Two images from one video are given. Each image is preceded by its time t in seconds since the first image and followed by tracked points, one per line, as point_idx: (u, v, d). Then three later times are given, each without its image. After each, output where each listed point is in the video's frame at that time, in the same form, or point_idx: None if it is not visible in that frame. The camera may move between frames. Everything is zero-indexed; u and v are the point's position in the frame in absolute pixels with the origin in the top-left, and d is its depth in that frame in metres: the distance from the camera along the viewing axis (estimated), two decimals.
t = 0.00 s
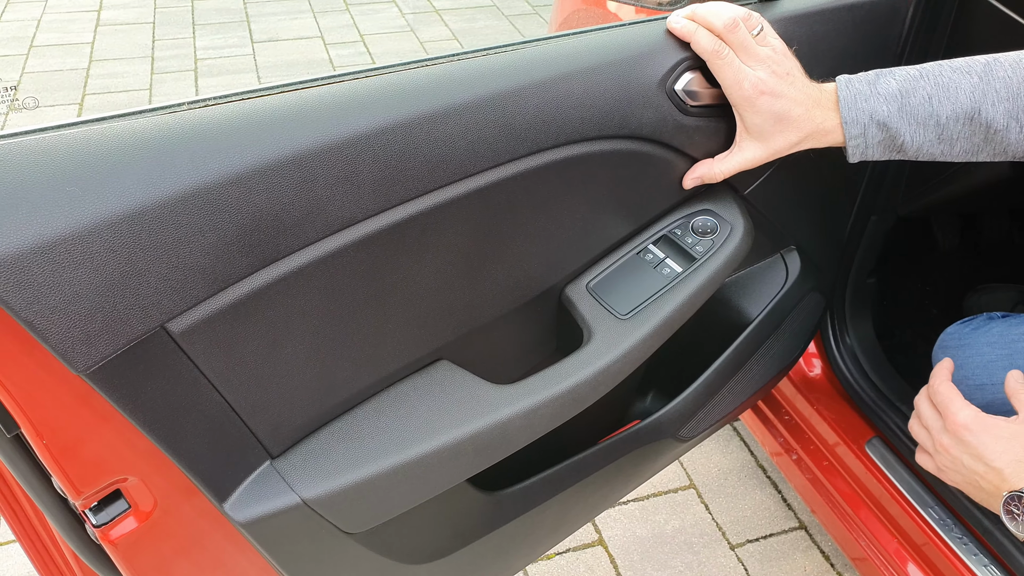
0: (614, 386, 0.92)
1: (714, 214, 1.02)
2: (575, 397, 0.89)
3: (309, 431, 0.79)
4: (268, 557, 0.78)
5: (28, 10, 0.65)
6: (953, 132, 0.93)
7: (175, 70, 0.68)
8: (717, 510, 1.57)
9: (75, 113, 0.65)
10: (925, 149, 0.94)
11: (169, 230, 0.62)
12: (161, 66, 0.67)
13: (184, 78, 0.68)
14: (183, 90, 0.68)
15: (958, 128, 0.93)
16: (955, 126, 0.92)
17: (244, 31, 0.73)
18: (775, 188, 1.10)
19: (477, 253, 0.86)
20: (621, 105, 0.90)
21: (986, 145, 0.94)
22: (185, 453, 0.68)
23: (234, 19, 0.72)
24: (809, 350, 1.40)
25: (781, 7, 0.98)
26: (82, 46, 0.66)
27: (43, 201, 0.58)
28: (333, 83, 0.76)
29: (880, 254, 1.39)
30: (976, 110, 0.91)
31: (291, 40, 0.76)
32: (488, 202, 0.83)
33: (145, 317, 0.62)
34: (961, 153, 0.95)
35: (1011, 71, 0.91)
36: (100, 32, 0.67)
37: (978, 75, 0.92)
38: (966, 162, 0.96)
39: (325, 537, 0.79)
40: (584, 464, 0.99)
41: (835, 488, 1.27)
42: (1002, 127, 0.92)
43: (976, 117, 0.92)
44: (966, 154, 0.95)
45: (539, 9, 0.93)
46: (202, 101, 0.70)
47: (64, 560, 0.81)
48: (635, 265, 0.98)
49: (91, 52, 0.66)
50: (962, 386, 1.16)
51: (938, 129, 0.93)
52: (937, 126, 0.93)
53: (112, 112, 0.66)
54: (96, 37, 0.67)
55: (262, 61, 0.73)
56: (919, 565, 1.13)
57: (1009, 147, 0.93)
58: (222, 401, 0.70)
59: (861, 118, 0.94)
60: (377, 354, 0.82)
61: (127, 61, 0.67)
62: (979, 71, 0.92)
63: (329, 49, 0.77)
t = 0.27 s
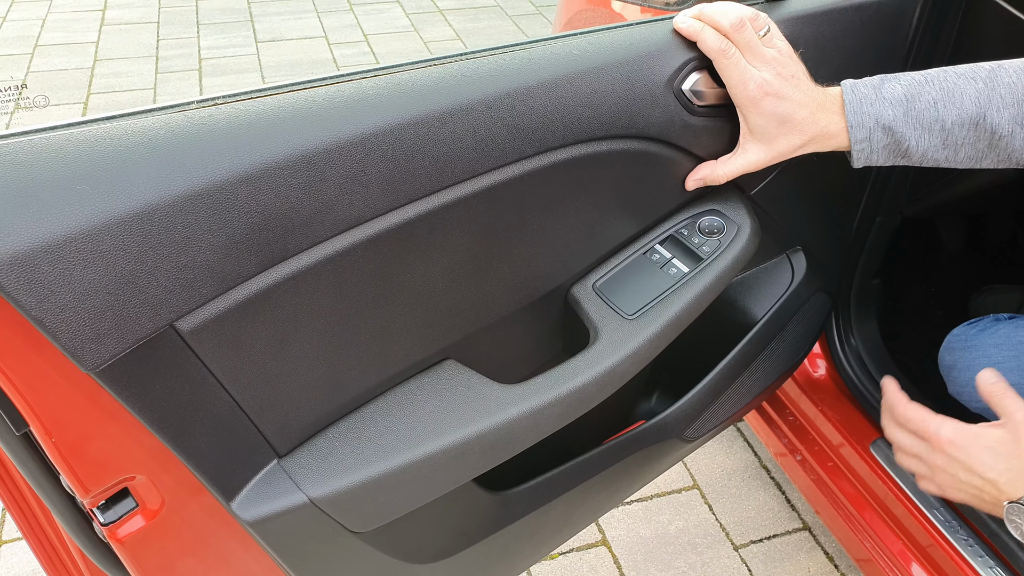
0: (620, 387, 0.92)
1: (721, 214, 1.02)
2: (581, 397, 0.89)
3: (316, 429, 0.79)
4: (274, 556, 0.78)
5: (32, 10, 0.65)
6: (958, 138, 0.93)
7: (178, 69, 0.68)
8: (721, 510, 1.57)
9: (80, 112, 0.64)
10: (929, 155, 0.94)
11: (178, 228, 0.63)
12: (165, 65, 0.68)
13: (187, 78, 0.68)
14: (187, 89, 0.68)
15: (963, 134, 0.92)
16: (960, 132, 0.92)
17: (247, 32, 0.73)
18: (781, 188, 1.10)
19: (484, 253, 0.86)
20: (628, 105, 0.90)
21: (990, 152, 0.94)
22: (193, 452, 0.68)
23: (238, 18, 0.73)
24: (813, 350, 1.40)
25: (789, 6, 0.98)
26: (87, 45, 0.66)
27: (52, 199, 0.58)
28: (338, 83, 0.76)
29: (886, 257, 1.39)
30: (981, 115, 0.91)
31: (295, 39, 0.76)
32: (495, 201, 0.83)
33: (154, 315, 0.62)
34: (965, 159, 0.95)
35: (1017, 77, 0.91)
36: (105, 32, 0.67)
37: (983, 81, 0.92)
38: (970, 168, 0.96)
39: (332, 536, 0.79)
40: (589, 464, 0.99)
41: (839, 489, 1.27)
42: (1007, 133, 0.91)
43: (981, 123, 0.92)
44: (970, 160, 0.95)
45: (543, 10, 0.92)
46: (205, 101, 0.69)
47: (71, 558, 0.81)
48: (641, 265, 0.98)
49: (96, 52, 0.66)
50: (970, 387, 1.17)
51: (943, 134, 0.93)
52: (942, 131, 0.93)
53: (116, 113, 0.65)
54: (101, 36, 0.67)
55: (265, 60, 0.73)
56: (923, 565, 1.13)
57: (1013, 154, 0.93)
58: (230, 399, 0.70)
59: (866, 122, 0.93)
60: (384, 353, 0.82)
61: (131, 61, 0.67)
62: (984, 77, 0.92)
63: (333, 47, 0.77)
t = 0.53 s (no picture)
0: (621, 386, 0.92)
1: (723, 214, 1.02)
2: (582, 396, 0.89)
3: (318, 428, 0.79)
4: (275, 554, 0.78)
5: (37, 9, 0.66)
6: (932, 149, 0.93)
7: (183, 68, 0.68)
8: (723, 511, 1.56)
9: (84, 111, 0.65)
10: (905, 166, 0.94)
11: (181, 226, 0.63)
12: (169, 64, 0.68)
13: (191, 77, 0.68)
14: (191, 88, 0.68)
15: (938, 144, 0.92)
16: (935, 143, 0.92)
17: (252, 31, 0.74)
18: (783, 188, 1.10)
19: (486, 252, 0.86)
20: (630, 105, 0.90)
21: (963, 163, 0.94)
22: (195, 450, 0.68)
23: (242, 18, 0.73)
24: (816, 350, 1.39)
25: (792, 6, 0.98)
26: (92, 44, 0.66)
27: (56, 197, 0.58)
28: (340, 82, 0.76)
29: (888, 256, 1.38)
30: (955, 126, 0.91)
31: (298, 38, 0.76)
32: (496, 201, 0.84)
33: (156, 312, 0.62)
34: (939, 169, 0.95)
35: (989, 87, 0.91)
36: (109, 31, 0.66)
37: (956, 91, 0.92)
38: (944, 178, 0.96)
39: (333, 534, 0.80)
40: (591, 464, 0.99)
41: (841, 489, 1.27)
42: (981, 144, 0.91)
43: (955, 133, 0.91)
44: (944, 170, 0.95)
45: (546, 8, 0.91)
46: (208, 100, 0.70)
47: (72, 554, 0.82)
48: (643, 264, 0.98)
49: (100, 50, 0.66)
50: (971, 388, 1.18)
51: (918, 145, 0.93)
52: (917, 142, 0.92)
53: (117, 111, 0.65)
54: (105, 35, 0.66)
55: (269, 59, 0.73)
56: (924, 565, 1.13)
57: (987, 164, 0.93)
58: (232, 398, 0.70)
59: (843, 133, 0.93)
60: (386, 352, 0.82)
61: (136, 60, 0.66)
62: (957, 87, 0.92)
63: (335, 47, 0.77)
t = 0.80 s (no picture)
0: (620, 385, 0.92)
1: (723, 214, 1.02)
2: (582, 395, 0.89)
3: (317, 425, 0.79)
4: (274, 551, 0.78)
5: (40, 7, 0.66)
6: (915, 149, 0.93)
7: (185, 68, 0.68)
8: (723, 511, 1.56)
9: (88, 109, 0.65)
10: (888, 166, 0.94)
11: (180, 223, 0.63)
12: (172, 63, 0.68)
13: (194, 76, 0.69)
14: (194, 87, 0.69)
15: (921, 144, 0.92)
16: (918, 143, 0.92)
17: (254, 30, 0.73)
18: (784, 188, 1.10)
19: (485, 251, 0.86)
20: (630, 104, 0.90)
21: (945, 162, 0.94)
22: (194, 446, 0.68)
23: (244, 17, 0.73)
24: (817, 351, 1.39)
25: (792, 6, 0.98)
26: (96, 43, 0.65)
27: (57, 194, 0.59)
28: (341, 79, 0.77)
29: (890, 256, 1.37)
30: (938, 126, 0.91)
31: (300, 38, 0.76)
32: (496, 199, 0.84)
33: (156, 309, 0.62)
34: (921, 169, 0.95)
35: (971, 86, 0.91)
36: (114, 30, 0.66)
37: (938, 90, 0.92)
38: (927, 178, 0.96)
39: (332, 531, 0.80)
40: (590, 462, 0.99)
41: (841, 489, 1.26)
42: (964, 143, 0.91)
43: (938, 133, 0.92)
44: (927, 169, 0.95)
45: (549, 9, 0.91)
46: (210, 97, 0.70)
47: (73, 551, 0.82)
48: (643, 263, 0.98)
49: (103, 50, 0.65)
50: (971, 387, 1.17)
51: (901, 145, 0.93)
52: (899, 142, 0.92)
53: (117, 108, 0.66)
54: (109, 35, 0.66)
55: (272, 58, 0.73)
56: (926, 566, 1.13)
57: (969, 163, 0.93)
58: (231, 395, 0.71)
59: (826, 133, 0.93)
60: (386, 350, 0.82)
61: (140, 59, 0.66)
62: (939, 86, 0.92)
63: (338, 47, 0.78)
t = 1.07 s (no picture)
0: (621, 384, 0.92)
1: (725, 213, 1.02)
2: (583, 394, 0.89)
3: (318, 424, 0.79)
4: (275, 549, 0.78)
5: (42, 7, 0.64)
6: (918, 150, 0.92)
7: (188, 67, 0.69)
8: (724, 510, 1.56)
9: (90, 107, 0.65)
10: (891, 168, 0.93)
11: (182, 221, 0.63)
12: (174, 62, 0.68)
13: (197, 75, 0.69)
14: (197, 86, 0.69)
15: (925, 146, 0.92)
16: (922, 144, 0.91)
17: (256, 30, 0.74)
18: (786, 188, 1.09)
19: (487, 250, 0.86)
20: (631, 104, 0.90)
21: (949, 163, 0.93)
22: (195, 444, 0.69)
23: (249, 17, 0.73)
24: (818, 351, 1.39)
25: (794, 5, 0.98)
26: (98, 42, 0.66)
27: (60, 192, 0.59)
28: (343, 79, 0.77)
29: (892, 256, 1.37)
30: (943, 127, 0.91)
31: (302, 37, 0.76)
32: (498, 199, 0.84)
33: (158, 307, 0.63)
34: (925, 170, 0.95)
35: (976, 86, 0.90)
36: (115, 29, 0.68)
37: (942, 91, 0.91)
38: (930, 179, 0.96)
39: (333, 529, 0.80)
40: (591, 462, 0.99)
41: (843, 489, 1.26)
42: (968, 144, 0.91)
43: (943, 134, 0.91)
44: (930, 171, 0.95)
45: (552, 8, 0.90)
46: (212, 96, 0.70)
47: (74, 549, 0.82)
48: (645, 263, 0.98)
49: (106, 49, 0.66)
50: (972, 388, 1.17)
51: (904, 147, 0.92)
52: (903, 144, 0.92)
53: (119, 107, 0.66)
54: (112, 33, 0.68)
55: (275, 57, 0.73)
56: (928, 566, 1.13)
57: (973, 165, 0.93)
58: (233, 393, 0.71)
59: (829, 135, 0.92)
60: (387, 348, 0.82)
61: (143, 57, 0.67)
62: (942, 87, 0.92)
63: (341, 46, 0.77)
